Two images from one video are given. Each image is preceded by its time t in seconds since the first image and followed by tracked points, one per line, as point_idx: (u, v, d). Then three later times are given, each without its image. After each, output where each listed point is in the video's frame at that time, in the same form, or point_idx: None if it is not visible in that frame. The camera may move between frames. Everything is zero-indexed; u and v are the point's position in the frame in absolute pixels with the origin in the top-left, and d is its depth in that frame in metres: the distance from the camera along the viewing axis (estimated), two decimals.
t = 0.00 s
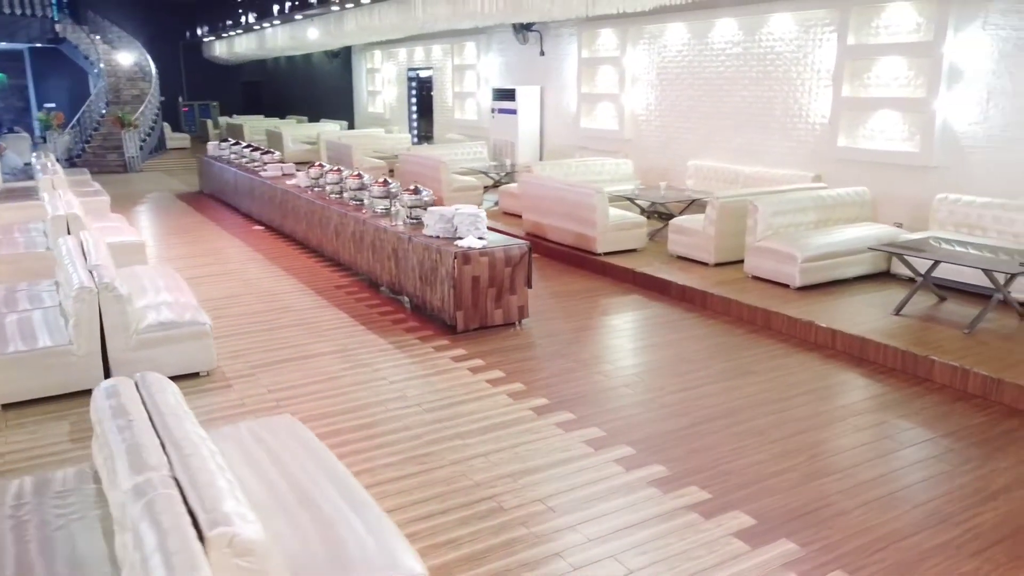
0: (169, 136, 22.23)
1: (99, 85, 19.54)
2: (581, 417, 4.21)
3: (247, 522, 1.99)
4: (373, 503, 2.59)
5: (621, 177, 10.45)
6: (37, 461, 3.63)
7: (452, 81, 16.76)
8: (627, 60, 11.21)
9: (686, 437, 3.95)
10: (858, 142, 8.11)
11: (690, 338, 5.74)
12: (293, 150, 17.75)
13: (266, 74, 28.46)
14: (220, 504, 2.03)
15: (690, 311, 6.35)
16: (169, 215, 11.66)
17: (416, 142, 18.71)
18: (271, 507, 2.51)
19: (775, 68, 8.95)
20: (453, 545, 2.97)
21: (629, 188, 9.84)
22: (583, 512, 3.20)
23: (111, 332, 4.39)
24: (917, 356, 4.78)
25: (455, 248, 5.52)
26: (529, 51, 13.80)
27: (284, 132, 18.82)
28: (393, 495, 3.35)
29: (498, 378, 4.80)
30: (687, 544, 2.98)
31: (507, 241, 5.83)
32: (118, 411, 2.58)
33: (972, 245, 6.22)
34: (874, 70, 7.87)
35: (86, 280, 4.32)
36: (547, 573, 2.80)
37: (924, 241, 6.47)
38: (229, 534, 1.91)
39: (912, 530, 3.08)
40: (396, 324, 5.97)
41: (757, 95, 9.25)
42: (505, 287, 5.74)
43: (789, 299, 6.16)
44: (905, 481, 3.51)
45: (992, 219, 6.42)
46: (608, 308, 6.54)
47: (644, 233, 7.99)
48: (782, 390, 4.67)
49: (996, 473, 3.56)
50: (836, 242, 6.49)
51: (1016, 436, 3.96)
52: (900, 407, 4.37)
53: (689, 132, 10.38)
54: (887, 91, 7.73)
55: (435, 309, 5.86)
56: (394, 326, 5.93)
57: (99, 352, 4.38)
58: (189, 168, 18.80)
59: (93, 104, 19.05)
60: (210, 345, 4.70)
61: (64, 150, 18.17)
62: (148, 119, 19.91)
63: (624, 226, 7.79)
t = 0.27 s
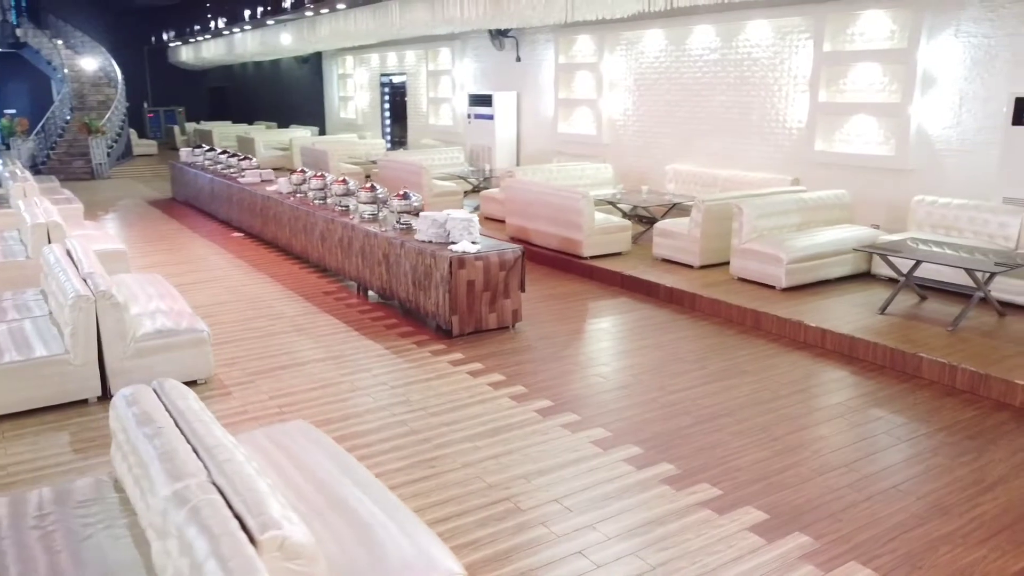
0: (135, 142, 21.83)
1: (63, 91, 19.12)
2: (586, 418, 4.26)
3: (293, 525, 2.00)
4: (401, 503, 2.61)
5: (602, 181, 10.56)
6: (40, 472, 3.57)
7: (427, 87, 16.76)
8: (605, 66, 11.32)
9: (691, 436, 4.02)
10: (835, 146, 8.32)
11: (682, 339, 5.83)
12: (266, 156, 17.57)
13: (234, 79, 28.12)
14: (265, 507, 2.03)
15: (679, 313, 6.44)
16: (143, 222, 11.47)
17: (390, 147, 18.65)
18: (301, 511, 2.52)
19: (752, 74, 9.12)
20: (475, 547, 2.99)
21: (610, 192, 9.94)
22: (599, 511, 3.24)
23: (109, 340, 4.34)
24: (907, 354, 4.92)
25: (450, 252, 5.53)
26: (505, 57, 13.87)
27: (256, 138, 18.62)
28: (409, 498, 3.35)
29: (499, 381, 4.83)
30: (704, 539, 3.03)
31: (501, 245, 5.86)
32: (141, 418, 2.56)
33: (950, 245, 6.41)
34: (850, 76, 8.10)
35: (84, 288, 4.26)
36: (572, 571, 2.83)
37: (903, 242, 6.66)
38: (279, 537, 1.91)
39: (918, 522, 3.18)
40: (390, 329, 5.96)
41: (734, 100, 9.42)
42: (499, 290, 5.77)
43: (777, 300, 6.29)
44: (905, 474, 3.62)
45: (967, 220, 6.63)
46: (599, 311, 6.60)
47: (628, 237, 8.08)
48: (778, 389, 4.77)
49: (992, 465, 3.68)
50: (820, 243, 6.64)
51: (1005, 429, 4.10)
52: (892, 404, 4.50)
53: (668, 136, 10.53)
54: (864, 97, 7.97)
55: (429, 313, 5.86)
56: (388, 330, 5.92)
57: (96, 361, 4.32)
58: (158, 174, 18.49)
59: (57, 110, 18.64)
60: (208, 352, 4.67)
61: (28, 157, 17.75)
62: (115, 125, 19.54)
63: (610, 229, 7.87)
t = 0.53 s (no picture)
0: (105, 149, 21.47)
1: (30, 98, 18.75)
2: (592, 419, 4.30)
3: (341, 526, 2.01)
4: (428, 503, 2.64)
5: (584, 187, 10.65)
6: (47, 484, 3.52)
7: (404, 93, 16.75)
8: (586, 72, 11.43)
9: (696, 435, 4.09)
10: (814, 150, 8.52)
11: (675, 341, 5.92)
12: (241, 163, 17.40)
13: (204, 86, 27.80)
14: (312, 510, 2.04)
15: (671, 316, 6.53)
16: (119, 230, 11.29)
17: (367, 153, 18.58)
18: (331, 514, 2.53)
19: (732, 80, 9.29)
20: (500, 549, 3.01)
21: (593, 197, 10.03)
22: (616, 510, 3.28)
23: (109, 349, 4.29)
24: (897, 352, 5.06)
25: (447, 258, 5.55)
26: (484, 63, 13.92)
27: (230, 145, 18.43)
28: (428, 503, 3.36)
29: (501, 385, 4.86)
30: (721, 535, 3.09)
31: (496, 250, 5.89)
32: (169, 426, 2.55)
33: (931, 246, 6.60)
34: (829, 82, 8.31)
35: (85, 297, 4.22)
36: (596, 570, 2.87)
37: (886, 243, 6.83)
38: (331, 538, 1.92)
39: (924, 515, 3.27)
40: (385, 335, 5.96)
41: (715, 106, 9.58)
42: (496, 295, 5.80)
43: (766, 301, 6.41)
44: (906, 470, 3.72)
45: (946, 223, 6.83)
46: (591, 315, 6.67)
47: (615, 241, 8.16)
48: (775, 389, 4.87)
49: (989, 458, 3.80)
50: (805, 246, 6.79)
51: (997, 424, 4.24)
52: (886, 402, 4.62)
53: (649, 141, 10.66)
54: (843, 102, 8.17)
55: (426, 318, 5.86)
56: (384, 337, 5.91)
57: (96, 371, 4.28)
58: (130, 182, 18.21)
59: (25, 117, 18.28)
60: (208, 361, 4.63)
61: None
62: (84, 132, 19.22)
63: (597, 233, 7.96)
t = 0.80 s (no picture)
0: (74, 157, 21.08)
1: None
2: (599, 422, 4.35)
3: (392, 529, 2.03)
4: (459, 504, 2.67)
5: (568, 192, 10.74)
6: (58, 495, 3.47)
7: (383, 100, 16.72)
8: (568, 79, 11.53)
9: (703, 436, 4.16)
10: (796, 156, 8.70)
11: (671, 344, 6.00)
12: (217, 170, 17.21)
13: (174, 92, 27.44)
14: (362, 514, 2.06)
15: (663, 319, 6.62)
16: (97, 239, 11.12)
17: (344, 160, 18.50)
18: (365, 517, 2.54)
19: (714, 87, 9.45)
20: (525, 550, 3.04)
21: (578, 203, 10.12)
22: (635, 510, 3.33)
23: (111, 357, 4.24)
24: (889, 352, 5.19)
25: (445, 263, 5.57)
26: (464, 70, 13.96)
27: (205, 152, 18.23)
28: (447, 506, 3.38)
29: (505, 389, 4.89)
30: (739, 532, 3.15)
31: (494, 255, 5.93)
32: (201, 433, 2.55)
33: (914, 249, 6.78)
34: (809, 90, 8.50)
35: (87, 307, 4.18)
36: (622, 568, 2.91)
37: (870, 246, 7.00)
38: (385, 540, 1.94)
39: (932, 508, 3.37)
40: (383, 341, 5.96)
41: (697, 112, 9.73)
42: (493, 300, 5.83)
43: (756, 304, 6.53)
44: (910, 465, 3.82)
45: (927, 226, 7.03)
46: (585, 319, 6.73)
47: (604, 246, 8.25)
48: (773, 390, 4.96)
49: (986, 454, 3.93)
50: (793, 249, 6.93)
51: (991, 420, 4.37)
52: (882, 400, 4.74)
53: (631, 148, 10.78)
54: (824, 109, 8.38)
55: (423, 324, 5.87)
56: (382, 343, 5.91)
57: (98, 381, 4.23)
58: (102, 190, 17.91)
59: None
60: (211, 369, 4.60)
61: None
62: (54, 139, 18.89)
63: (587, 239, 8.03)
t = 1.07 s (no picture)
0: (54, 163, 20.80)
1: None
2: (611, 424, 4.40)
3: (443, 529, 2.06)
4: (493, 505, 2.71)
5: (560, 198, 10.80)
6: (77, 504, 3.46)
7: (370, 106, 16.71)
8: (558, 85, 11.60)
9: (715, 437, 4.22)
10: (788, 161, 8.84)
11: (673, 347, 6.07)
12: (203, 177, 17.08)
13: (155, 98, 27.19)
14: (412, 515, 2.09)
15: (664, 323, 6.69)
16: (85, 246, 10.99)
17: (330, 166, 18.44)
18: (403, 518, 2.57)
19: (705, 94, 9.56)
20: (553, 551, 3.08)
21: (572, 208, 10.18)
22: (656, 510, 3.37)
23: (123, 365, 4.23)
24: (889, 352, 5.30)
25: (450, 268, 5.60)
26: (453, 77, 13.99)
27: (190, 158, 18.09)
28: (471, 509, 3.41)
29: (515, 393, 4.92)
30: (761, 530, 3.21)
31: (497, 260, 5.96)
32: (238, 438, 2.56)
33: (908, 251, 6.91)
34: (800, 96, 8.66)
35: (98, 314, 4.15)
36: (650, 567, 2.95)
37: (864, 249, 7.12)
38: (439, 540, 1.98)
39: (945, 504, 3.45)
40: (387, 346, 5.97)
41: (688, 118, 9.84)
42: (497, 305, 5.86)
43: (755, 306, 6.62)
44: (919, 462, 3.91)
45: (919, 229, 7.17)
46: (585, 323, 6.79)
47: (600, 251, 8.31)
48: (779, 391, 5.04)
49: (991, 451, 4.02)
50: (789, 252, 7.04)
51: (993, 418, 4.48)
52: (886, 400, 4.83)
53: (622, 153, 10.87)
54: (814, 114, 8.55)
55: (428, 329, 5.89)
56: (387, 348, 5.91)
57: (110, 389, 4.21)
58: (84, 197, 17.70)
59: None
60: (221, 376, 4.58)
61: None
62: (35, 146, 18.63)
63: (584, 243, 8.09)
